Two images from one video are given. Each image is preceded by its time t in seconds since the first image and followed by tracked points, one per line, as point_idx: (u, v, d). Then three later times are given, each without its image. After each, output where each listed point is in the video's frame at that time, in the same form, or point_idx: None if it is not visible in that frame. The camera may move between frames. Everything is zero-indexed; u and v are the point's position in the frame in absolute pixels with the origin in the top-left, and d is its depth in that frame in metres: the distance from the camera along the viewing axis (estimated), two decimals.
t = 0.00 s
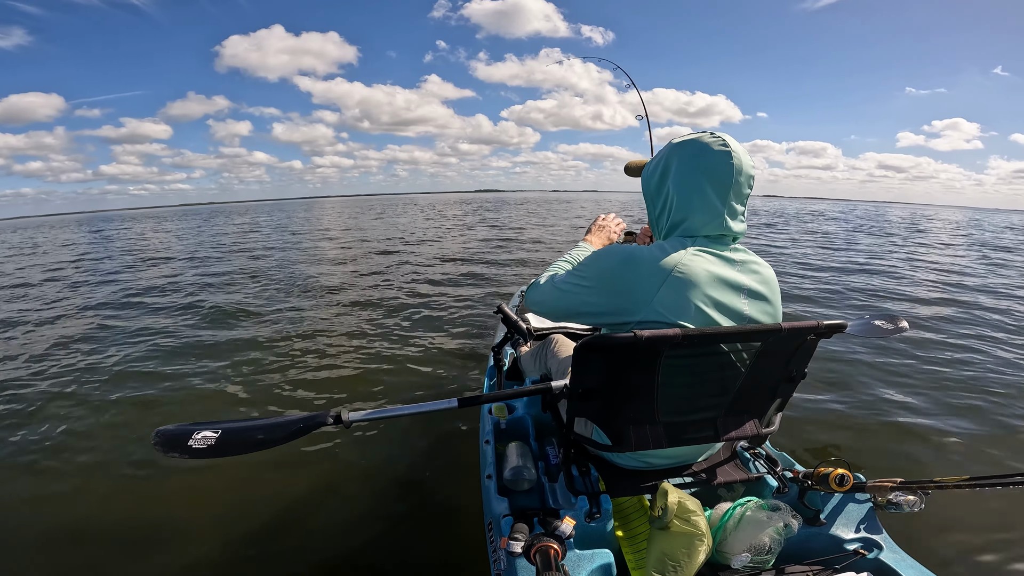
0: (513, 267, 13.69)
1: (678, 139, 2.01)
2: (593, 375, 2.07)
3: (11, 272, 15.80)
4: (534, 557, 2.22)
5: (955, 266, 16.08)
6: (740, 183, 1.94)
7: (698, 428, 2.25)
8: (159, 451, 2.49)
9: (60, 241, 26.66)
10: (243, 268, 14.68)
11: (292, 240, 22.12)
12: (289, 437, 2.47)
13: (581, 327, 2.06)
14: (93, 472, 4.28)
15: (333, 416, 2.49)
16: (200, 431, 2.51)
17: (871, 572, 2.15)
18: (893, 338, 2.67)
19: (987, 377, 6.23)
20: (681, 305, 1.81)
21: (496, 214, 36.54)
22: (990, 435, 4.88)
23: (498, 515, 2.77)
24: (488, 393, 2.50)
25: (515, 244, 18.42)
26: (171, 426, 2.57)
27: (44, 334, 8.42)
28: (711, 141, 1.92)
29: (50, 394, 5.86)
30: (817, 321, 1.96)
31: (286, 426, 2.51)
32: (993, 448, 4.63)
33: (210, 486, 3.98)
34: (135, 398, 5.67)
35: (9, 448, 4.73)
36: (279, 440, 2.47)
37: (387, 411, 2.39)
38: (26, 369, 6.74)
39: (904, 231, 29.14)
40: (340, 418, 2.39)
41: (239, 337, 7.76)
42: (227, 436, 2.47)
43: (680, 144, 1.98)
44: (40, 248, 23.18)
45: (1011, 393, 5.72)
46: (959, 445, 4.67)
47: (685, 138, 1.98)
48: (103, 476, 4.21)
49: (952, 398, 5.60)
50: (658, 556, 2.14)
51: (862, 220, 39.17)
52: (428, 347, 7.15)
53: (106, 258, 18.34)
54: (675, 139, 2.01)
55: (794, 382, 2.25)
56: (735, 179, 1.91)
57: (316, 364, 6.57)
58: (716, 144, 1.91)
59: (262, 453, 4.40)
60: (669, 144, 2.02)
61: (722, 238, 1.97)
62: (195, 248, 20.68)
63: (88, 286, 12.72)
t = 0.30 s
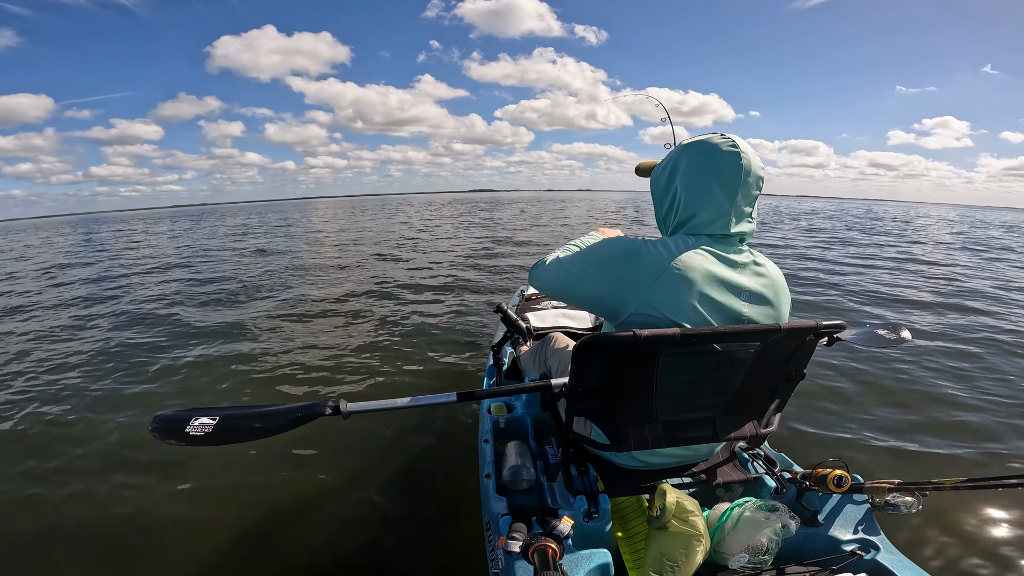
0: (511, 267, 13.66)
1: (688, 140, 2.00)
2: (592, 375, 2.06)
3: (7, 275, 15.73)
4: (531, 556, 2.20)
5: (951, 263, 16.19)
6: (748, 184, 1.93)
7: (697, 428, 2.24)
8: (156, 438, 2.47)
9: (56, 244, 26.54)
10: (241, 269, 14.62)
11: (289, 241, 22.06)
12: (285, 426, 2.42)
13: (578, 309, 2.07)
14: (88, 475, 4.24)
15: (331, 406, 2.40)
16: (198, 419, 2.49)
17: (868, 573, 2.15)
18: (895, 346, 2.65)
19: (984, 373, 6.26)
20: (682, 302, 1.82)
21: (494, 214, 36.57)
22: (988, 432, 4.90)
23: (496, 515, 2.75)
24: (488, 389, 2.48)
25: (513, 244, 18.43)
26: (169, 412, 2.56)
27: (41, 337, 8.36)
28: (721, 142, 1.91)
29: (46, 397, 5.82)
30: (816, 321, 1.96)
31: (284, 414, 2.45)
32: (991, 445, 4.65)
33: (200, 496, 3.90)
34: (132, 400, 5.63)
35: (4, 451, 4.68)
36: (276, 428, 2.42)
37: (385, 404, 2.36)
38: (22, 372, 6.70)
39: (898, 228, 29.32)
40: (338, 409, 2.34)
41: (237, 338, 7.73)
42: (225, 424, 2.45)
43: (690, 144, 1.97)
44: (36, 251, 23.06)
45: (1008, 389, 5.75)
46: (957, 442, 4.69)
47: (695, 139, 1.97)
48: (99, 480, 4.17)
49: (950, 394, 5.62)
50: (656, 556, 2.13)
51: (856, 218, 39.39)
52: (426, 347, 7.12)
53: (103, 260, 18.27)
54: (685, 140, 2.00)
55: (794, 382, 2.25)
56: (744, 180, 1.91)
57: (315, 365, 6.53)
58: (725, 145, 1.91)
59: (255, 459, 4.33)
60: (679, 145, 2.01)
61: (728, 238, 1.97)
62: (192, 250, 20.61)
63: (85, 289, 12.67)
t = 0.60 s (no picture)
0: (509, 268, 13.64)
1: (690, 142, 2.00)
2: (592, 377, 2.05)
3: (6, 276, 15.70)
4: (530, 558, 2.18)
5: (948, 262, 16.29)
6: (751, 185, 1.92)
7: (696, 430, 2.23)
8: (159, 438, 2.44)
9: (54, 245, 26.47)
10: (241, 270, 14.60)
11: (288, 242, 22.04)
12: (286, 427, 2.39)
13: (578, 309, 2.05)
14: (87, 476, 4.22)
15: (331, 408, 2.38)
16: (200, 419, 2.46)
17: None
18: (898, 349, 2.64)
19: (982, 372, 6.28)
20: (682, 301, 1.81)
21: (493, 215, 36.62)
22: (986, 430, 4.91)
23: (494, 516, 2.73)
24: (487, 390, 2.47)
25: (513, 245, 18.47)
26: (173, 412, 2.53)
27: (39, 338, 8.34)
28: (723, 144, 1.91)
29: (46, 398, 5.81)
30: (816, 325, 1.95)
31: (284, 415, 2.42)
32: (989, 444, 4.66)
33: (197, 496, 3.87)
34: (130, 401, 5.61)
35: (3, 453, 4.66)
36: (277, 429, 2.40)
37: (385, 405, 2.34)
38: (21, 373, 6.68)
39: (895, 228, 29.42)
40: (338, 410, 2.32)
41: (237, 340, 7.71)
42: (226, 424, 2.42)
43: (694, 146, 1.97)
44: (35, 252, 23.02)
45: (1007, 387, 5.77)
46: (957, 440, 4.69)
47: (697, 142, 1.97)
48: (96, 481, 4.14)
49: (950, 393, 5.62)
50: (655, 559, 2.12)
51: (852, 218, 39.54)
52: (425, 349, 7.09)
53: (102, 261, 18.27)
54: (688, 142, 1.99)
55: (793, 385, 2.24)
56: (747, 182, 1.90)
57: (314, 367, 6.51)
58: (727, 146, 1.90)
59: (252, 460, 4.30)
60: (682, 147, 2.00)
61: (730, 240, 1.97)
62: (191, 251, 20.60)
63: (85, 290, 12.64)
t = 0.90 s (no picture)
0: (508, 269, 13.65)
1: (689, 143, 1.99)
2: (592, 378, 2.04)
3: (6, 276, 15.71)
4: (531, 559, 2.17)
5: (946, 263, 16.36)
6: (749, 186, 1.91)
7: (696, 431, 2.23)
8: (158, 441, 2.42)
9: (54, 246, 26.47)
10: (240, 271, 14.60)
11: (287, 243, 22.06)
12: (284, 431, 2.38)
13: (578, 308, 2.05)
14: (87, 477, 4.21)
15: (332, 411, 2.37)
16: (200, 422, 2.45)
17: None
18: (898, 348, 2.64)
19: (980, 371, 6.30)
20: (679, 298, 1.81)
21: (492, 216, 36.71)
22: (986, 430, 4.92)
23: (495, 518, 2.73)
24: (487, 391, 2.46)
25: (512, 246, 18.50)
26: (173, 416, 2.51)
27: (39, 338, 8.32)
28: (721, 145, 1.90)
29: (46, 399, 5.80)
30: (816, 325, 1.95)
31: (285, 419, 2.41)
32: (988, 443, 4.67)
33: (198, 496, 3.88)
34: (128, 402, 5.58)
35: None
36: (276, 433, 2.39)
37: (385, 407, 2.33)
38: (20, 373, 6.66)
39: (892, 229, 29.51)
40: (339, 413, 2.30)
41: (235, 341, 7.69)
42: (226, 428, 2.41)
43: (692, 147, 1.97)
44: (36, 253, 23.05)
45: (1005, 385, 5.78)
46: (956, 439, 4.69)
47: (696, 143, 1.97)
48: (97, 481, 4.14)
49: (949, 392, 5.63)
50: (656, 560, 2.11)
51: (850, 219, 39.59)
52: (424, 349, 7.09)
53: (101, 262, 18.27)
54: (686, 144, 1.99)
55: (793, 386, 2.24)
56: (745, 182, 1.89)
57: (314, 367, 6.50)
58: (725, 147, 1.89)
59: (252, 461, 4.30)
60: (681, 148, 2.00)
61: (727, 239, 1.97)
62: (191, 252, 20.62)
63: (84, 290, 12.64)
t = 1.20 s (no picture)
0: (507, 270, 13.66)
1: (687, 143, 2.00)
2: (592, 376, 2.04)
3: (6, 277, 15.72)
4: (532, 558, 2.17)
5: (944, 263, 16.43)
6: (746, 182, 1.91)
7: (696, 429, 2.23)
8: (155, 438, 2.41)
9: (54, 247, 26.48)
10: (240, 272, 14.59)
11: (287, 244, 22.06)
12: (284, 427, 2.38)
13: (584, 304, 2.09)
14: (86, 478, 4.19)
15: (331, 407, 2.37)
16: (198, 419, 2.45)
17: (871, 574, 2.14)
18: (898, 347, 2.64)
19: (979, 371, 6.32)
20: (678, 293, 1.80)
21: (492, 217, 36.75)
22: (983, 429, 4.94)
23: (496, 517, 2.72)
24: (487, 390, 2.46)
25: (512, 246, 18.53)
26: (169, 412, 2.50)
27: (38, 339, 8.31)
28: (718, 143, 1.91)
29: (45, 399, 5.79)
30: (815, 321, 1.95)
31: (283, 415, 2.41)
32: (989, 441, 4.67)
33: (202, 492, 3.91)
34: (127, 403, 5.57)
35: None
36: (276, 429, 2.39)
37: (384, 404, 2.33)
38: (20, 374, 6.65)
39: (890, 230, 29.56)
40: (338, 409, 2.30)
41: (234, 341, 7.68)
42: (224, 424, 2.40)
43: (689, 146, 1.98)
44: (35, 254, 23.03)
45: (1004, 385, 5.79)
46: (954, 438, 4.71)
47: (693, 142, 1.97)
48: (96, 482, 4.13)
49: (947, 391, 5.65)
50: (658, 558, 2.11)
51: (848, 219, 39.68)
52: (423, 350, 7.09)
53: (101, 262, 18.26)
54: (684, 143, 2.00)
55: (793, 383, 2.24)
56: (742, 178, 1.89)
57: (313, 367, 6.50)
58: (722, 145, 1.90)
59: (255, 458, 4.31)
60: (678, 148, 2.01)
61: (725, 235, 1.96)
62: (191, 253, 20.63)
63: (84, 291, 12.63)
